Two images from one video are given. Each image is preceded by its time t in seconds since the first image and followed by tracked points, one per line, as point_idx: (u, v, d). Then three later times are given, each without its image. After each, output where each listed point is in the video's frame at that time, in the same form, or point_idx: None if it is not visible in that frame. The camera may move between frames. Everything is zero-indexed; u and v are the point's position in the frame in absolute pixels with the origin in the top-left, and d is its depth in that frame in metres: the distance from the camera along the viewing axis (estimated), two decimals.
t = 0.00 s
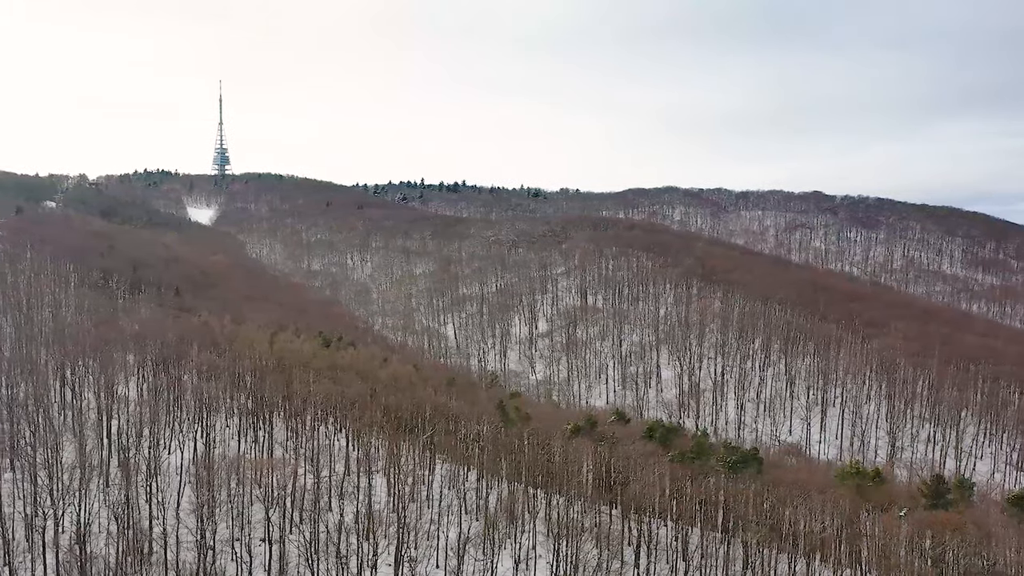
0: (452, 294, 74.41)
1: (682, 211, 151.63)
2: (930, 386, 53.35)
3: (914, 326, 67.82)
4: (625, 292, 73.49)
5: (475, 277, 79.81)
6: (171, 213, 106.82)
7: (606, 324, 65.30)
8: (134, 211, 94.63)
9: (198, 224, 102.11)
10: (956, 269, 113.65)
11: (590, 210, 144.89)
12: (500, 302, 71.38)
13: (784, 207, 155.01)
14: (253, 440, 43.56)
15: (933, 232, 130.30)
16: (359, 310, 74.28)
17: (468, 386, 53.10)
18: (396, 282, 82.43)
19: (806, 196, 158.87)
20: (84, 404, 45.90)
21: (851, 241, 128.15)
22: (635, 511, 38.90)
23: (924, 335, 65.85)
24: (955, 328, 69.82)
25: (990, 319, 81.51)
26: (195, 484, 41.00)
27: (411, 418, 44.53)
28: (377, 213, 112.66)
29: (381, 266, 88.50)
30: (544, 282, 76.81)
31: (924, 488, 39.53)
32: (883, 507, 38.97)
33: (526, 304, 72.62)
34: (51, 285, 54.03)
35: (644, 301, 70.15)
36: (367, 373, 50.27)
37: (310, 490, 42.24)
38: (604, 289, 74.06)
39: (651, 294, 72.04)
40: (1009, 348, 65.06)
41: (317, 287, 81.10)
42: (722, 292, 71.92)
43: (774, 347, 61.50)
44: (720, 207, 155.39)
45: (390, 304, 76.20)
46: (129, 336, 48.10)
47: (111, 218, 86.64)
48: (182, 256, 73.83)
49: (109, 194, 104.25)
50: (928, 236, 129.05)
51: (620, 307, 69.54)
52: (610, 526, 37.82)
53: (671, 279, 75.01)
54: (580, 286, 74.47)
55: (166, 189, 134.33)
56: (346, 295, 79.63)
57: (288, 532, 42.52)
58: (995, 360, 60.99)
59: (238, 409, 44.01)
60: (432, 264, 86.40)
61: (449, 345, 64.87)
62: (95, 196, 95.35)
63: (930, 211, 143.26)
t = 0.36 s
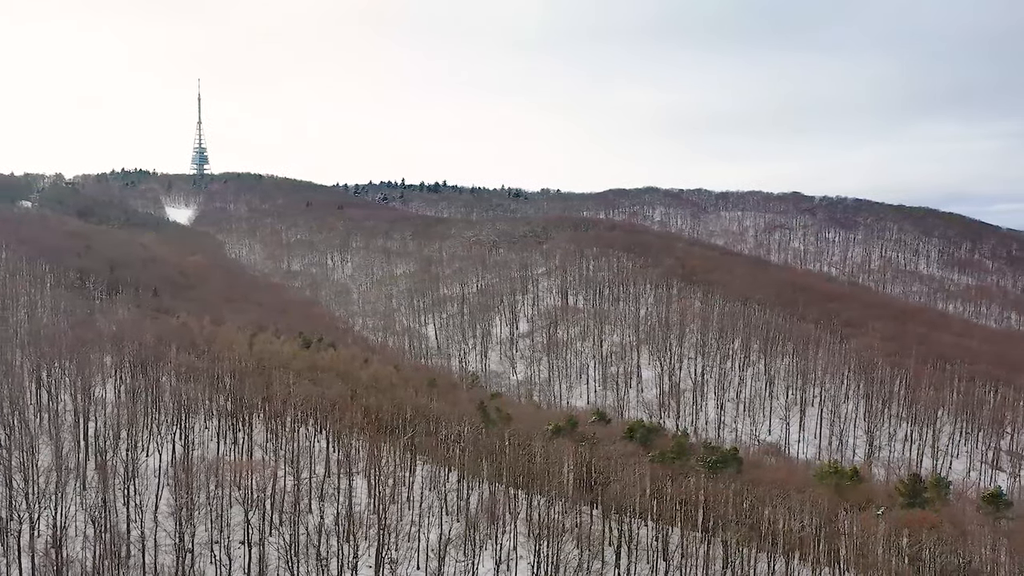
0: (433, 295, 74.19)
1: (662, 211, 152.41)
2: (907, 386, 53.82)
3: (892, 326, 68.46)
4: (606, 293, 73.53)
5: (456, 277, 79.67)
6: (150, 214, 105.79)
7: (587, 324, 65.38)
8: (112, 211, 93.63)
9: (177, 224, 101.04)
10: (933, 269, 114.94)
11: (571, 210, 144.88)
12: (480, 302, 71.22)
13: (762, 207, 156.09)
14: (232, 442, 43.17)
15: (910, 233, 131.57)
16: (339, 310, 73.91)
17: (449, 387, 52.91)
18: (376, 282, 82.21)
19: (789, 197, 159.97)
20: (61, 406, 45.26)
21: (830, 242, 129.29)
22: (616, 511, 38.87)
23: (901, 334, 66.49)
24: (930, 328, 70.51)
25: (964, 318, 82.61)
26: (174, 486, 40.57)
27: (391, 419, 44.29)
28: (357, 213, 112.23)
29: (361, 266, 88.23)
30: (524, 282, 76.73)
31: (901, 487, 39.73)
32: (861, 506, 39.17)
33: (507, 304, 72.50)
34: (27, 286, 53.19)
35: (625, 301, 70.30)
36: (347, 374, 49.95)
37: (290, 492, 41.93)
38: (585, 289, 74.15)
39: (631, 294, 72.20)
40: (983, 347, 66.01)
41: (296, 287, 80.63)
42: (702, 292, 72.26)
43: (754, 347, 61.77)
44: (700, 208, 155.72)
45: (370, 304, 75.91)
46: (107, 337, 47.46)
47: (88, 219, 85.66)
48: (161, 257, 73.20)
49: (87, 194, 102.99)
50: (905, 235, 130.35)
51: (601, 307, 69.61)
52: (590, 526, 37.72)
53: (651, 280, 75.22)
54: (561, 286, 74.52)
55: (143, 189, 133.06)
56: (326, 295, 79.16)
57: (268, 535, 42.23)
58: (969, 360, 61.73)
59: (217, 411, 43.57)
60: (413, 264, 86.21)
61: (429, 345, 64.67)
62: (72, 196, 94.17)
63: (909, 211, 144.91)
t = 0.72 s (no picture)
0: (416, 295, 74.02)
1: (644, 212, 152.92)
2: (887, 385, 54.22)
3: (872, 326, 68.96)
4: (588, 293, 73.53)
5: (439, 277, 79.49)
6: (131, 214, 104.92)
7: (569, 324, 65.44)
8: (91, 211, 92.78)
9: (158, 224, 100.01)
10: (912, 269, 116.18)
11: (553, 211, 144.67)
12: (463, 302, 71.05)
13: (744, 207, 156.82)
14: (213, 444, 42.81)
15: (889, 233, 132.72)
16: (321, 311, 73.53)
17: (432, 388, 52.69)
18: (358, 282, 81.92)
19: (773, 197, 161.02)
20: (39, 408, 44.60)
21: (810, 241, 130.14)
22: (599, 511, 38.80)
23: (881, 334, 67.02)
24: (909, 328, 71.08)
25: (941, 318, 83.62)
26: (154, 489, 40.09)
27: (374, 420, 44.01)
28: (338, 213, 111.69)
29: (343, 267, 87.98)
30: (507, 282, 76.62)
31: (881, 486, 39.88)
32: (842, 505, 39.33)
33: (489, 305, 72.36)
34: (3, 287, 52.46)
35: (607, 301, 70.41)
36: (329, 375, 49.61)
37: (272, 494, 41.56)
38: (567, 289, 74.19)
39: (614, 294, 72.28)
40: (960, 347, 66.85)
41: (277, 287, 80.11)
42: (684, 293, 72.52)
43: (735, 347, 61.96)
44: (681, 210, 155.92)
45: (353, 304, 75.65)
46: (86, 339, 46.89)
47: (67, 219, 84.83)
48: (141, 257, 72.61)
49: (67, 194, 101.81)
50: (884, 236, 131.48)
51: (583, 307, 69.68)
52: (573, 527, 37.64)
53: (634, 280, 75.35)
54: (543, 287, 74.53)
55: (122, 189, 131.96)
56: (307, 295, 78.69)
57: (249, 537, 41.91)
58: (947, 360, 62.31)
59: (198, 413, 43.13)
60: (395, 264, 85.95)
61: (410, 346, 64.52)
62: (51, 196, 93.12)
63: (891, 212, 146.40)
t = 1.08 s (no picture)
0: (397, 296, 73.82)
1: (625, 212, 153.19)
2: (867, 384, 54.62)
3: (852, 326, 69.43)
4: (570, 294, 73.48)
5: (421, 278, 79.29)
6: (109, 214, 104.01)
7: (551, 325, 65.45)
8: (68, 211, 91.97)
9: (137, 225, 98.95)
10: (889, 270, 117.15)
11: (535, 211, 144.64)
12: (445, 303, 70.90)
13: (724, 208, 157.42)
14: (193, 446, 42.38)
15: (868, 233, 133.93)
16: (302, 311, 73.11)
17: (415, 390, 52.43)
18: (340, 283, 81.52)
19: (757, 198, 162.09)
20: (15, 411, 43.93)
21: (789, 242, 130.67)
22: (581, 511, 38.70)
23: (860, 334, 67.50)
24: (888, 327, 71.61)
25: (917, 317, 84.49)
26: (133, 492, 39.59)
27: (356, 422, 43.72)
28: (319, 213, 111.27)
29: (324, 267, 87.64)
30: (489, 283, 76.53)
31: (861, 485, 40.03)
32: (822, 504, 39.52)
33: (471, 305, 72.22)
34: None
35: (589, 302, 70.55)
36: (310, 377, 49.27)
37: (253, 496, 41.14)
38: (549, 290, 74.24)
39: (596, 294, 72.41)
40: (937, 345, 67.76)
41: (258, 288, 79.57)
42: (666, 294, 72.76)
43: (716, 347, 62.23)
44: (662, 210, 156.07)
45: (334, 305, 75.33)
46: (63, 341, 46.36)
47: (44, 219, 84.01)
48: (120, 258, 71.99)
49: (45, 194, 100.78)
50: (863, 236, 132.57)
51: (565, 307, 69.76)
52: (556, 528, 37.58)
53: (616, 280, 75.47)
54: (525, 287, 74.53)
55: (101, 189, 130.93)
56: (288, 296, 78.15)
57: (230, 540, 41.50)
58: (925, 360, 62.86)
59: (178, 415, 42.70)
60: (377, 265, 85.63)
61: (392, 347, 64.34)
62: (30, 196, 92.15)
63: (872, 212, 147.77)
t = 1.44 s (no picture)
0: (380, 296, 73.63)
1: (608, 212, 153.34)
2: (847, 384, 55.02)
3: (832, 326, 69.87)
4: (552, 294, 73.53)
5: (404, 279, 79.05)
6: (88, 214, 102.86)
7: (534, 325, 65.46)
8: (45, 211, 90.94)
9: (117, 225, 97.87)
10: (869, 270, 118.19)
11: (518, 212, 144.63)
12: (428, 304, 70.73)
13: (707, 208, 158.08)
14: (173, 448, 41.96)
15: (848, 233, 135.12)
16: (284, 312, 72.69)
17: (398, 391, 52.27)
18: (322, 284, 81.02)
19: (742, 198, 162.94)
20: None
21: (771, 242, 131.28)
22: (564, 512, 38.65)
23: (841, 334, 67.93)
24: (868, 327, 72.10)
25: (896, 317, 85.29)
26: (112, 495, 39.12)
27: (338, 424, 43.44)
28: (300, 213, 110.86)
29: (306, 267, 87.19)
30: (472, 283, 76.40)
31: (841, 485, 40.28)
32: (803, 504, 39.69)
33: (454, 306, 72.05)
34: None
35: (571, 302, 70.64)
36: (292, 379, 48.98)
37: (234, 498, 40.84)
38: (532, 290, 74.22)
39: (579, 295, 72.49)
40: (917, 344, 68.54)
41: (239, 289, 78.96)
42: (648, 294, 72.90)
43: (699, 347, 62.45)
44: (644, 211, 156.39)
45: (316, 306, 75.00)
46: (41, 342, 45.79)
47: (21, 219, 83.02)
48: (99, 259, 71.22)
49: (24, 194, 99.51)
50: (844, 236, 133.65)
51: (548, 308, 69.76)
52: (538, 528, 37.55)
53: (598, 280, 75.49)
54: (508, 288, 74.47)
55: (79, 189, 129.61)
56: (269, 297, 77.63)
57: (210, 543, 41.12)
58: (905, 359, 63.32)
59: (158, 417, 42.26)
60: (359, 266, 85.30)
61: (374, 348, 64.15)
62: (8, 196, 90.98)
63: (853, 212, 148.99)
